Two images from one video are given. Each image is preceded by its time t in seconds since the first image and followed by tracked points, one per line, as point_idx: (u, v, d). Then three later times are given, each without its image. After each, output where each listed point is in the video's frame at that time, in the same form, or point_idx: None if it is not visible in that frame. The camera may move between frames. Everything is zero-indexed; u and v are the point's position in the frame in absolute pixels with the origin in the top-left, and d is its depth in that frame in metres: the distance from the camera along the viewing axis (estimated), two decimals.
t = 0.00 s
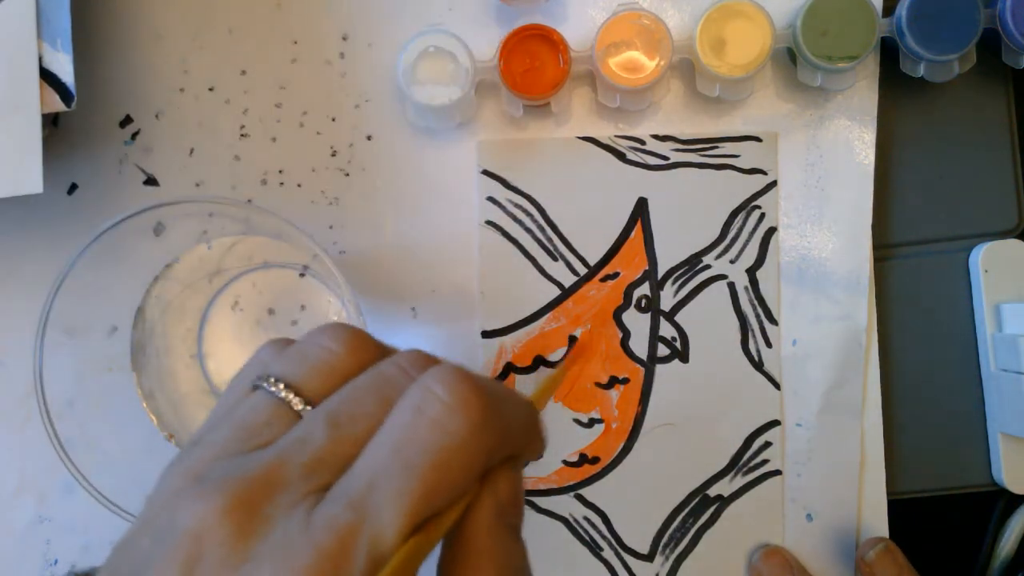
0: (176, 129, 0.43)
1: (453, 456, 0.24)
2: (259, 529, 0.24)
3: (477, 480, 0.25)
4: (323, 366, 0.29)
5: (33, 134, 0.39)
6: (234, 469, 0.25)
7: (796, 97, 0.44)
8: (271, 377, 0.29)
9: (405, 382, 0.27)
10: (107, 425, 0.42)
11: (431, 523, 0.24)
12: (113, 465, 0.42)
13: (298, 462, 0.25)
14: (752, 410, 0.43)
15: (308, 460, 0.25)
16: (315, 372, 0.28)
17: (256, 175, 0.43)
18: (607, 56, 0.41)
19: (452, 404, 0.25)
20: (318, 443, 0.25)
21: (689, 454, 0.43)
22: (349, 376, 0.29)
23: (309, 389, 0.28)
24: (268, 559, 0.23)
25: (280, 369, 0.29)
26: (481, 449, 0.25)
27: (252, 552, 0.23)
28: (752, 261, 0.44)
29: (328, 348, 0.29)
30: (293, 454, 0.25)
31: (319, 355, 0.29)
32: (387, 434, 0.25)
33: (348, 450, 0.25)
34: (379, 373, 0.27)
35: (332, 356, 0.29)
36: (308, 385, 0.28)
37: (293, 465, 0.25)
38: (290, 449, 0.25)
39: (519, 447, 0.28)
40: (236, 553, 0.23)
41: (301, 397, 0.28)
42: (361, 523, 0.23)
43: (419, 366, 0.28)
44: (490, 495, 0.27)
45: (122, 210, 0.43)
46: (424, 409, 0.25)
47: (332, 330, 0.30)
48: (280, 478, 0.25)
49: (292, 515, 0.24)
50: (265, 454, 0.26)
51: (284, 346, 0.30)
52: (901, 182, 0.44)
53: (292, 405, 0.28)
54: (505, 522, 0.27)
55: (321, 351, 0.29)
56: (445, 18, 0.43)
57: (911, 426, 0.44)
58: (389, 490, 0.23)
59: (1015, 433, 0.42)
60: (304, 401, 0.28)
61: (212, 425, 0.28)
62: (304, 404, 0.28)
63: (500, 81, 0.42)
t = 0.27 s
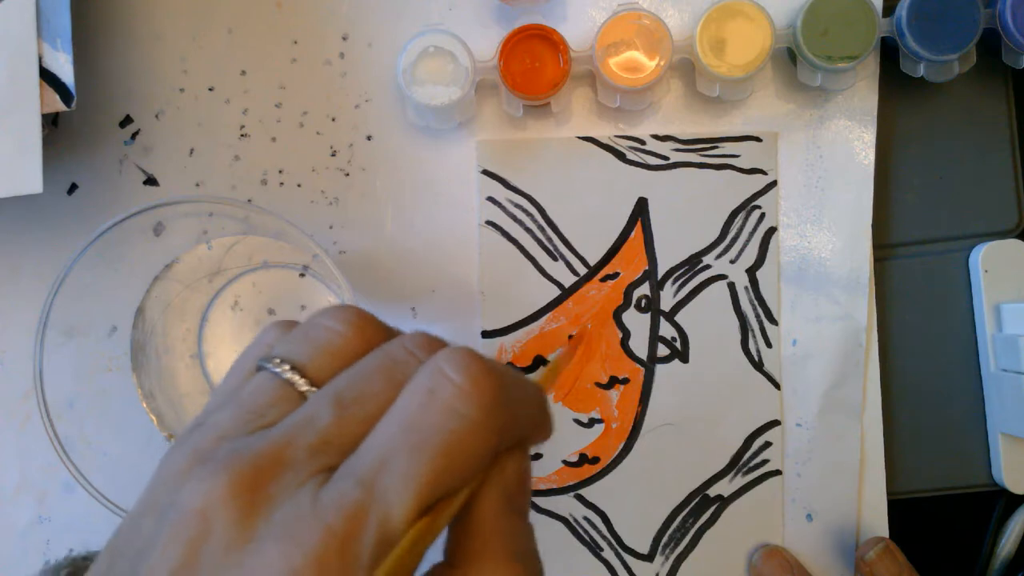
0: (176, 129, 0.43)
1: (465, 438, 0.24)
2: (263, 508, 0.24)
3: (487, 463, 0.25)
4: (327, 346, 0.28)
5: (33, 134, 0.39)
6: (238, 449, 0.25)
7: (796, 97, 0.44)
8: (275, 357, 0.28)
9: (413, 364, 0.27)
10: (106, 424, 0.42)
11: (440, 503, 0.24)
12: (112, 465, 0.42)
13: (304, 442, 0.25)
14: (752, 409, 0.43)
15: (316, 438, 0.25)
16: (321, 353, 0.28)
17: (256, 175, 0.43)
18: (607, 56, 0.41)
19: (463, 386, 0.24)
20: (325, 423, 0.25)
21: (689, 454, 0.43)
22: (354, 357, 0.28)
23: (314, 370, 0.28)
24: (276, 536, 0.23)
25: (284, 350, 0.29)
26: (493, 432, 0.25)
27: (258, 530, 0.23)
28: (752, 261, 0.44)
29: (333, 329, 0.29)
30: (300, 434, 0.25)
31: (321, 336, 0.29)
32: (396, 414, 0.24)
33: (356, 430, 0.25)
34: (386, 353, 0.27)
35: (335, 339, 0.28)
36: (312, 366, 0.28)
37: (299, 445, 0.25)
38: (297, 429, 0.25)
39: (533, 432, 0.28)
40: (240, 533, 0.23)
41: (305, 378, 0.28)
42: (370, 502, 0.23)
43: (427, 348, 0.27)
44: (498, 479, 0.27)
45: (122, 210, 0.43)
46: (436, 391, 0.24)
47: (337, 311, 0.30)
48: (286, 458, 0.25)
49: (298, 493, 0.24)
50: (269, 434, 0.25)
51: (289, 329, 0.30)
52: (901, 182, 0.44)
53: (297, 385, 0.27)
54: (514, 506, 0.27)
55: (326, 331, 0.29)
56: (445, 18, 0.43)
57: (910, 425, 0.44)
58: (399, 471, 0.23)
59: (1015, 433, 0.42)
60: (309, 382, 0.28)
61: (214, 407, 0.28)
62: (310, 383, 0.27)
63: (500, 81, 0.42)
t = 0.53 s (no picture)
0: (176, 129, 0.43)
1: (481, 426, 0.23)
2: (274, 495, 0.23)
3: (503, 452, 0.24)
4: (338, 334, 0.28)
5: (33, 134, 0.39)
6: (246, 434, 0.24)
7: (796, 97, 0.44)
8: (286, 344, 0.28)
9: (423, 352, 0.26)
10: (106, 424, 0.42)
11: (453, 494, 0.23)
12: (112, 464, 0.42)
13: (316, 429, 0.24)
14: (752, 409, 0.43)
15: (327, 425, 0.24)
16: (331, 340, 0.28)
17: (256, 175, 0.43)
18: (607, 56, 0.41)
19: (478, 373, 0.24)
20: (335, 409, 0.24)
21: (689, 454, 0.43)
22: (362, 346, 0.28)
23: (324, 356, 0.28)
24: (286, 524, 0.22)
25: (295, 335, 0.28)
26: (510, 420, 0.24)
27: (267, 517, 0.22)
28: (752, 261, 0.44)
29: (344, 317, 0.29)
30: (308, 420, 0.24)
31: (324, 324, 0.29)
32: (409, 401, 0.24)
33: (366, 418, 0.24)
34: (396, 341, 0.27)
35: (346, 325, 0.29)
36: (323, 352, 0.28)
37: (309, 432, 0.24)
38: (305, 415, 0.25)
39: (548, 421, 0.28)
40: (250, 518, 0.22)
41: (316, 364, 0.27)
42: (385, 491, 0.22)
43: (438, 338, 0.27)
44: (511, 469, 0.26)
45: (122, 210, 0.43)
46: (450, 379, 0.24)
47: (347, 299, 0.30)
48: (296, 444, 0.24)
49: (310, 482, 0.23)
50: (280, 420, 0.25)
51: (297, 314, 0.30)
52: (901, 182, 0.44)
53: (307, 370, 0.27)
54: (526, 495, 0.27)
55: (337, 319, 0.29)
56: (445, 17, 0.43)
57: (911, 425, 0.44)
58: (413, 459, 0.22)
59: (1015, 433, 0.42)
60: (319, 367, 0.27)
61: (223, 391, 0.27)
62: (321, 370, 0.27)
63: (500, 80, 0.42)
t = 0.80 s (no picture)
0: (176, 129, 0.43)
1: (452, 424, 0.24)
2: (245, 492, 0.24)
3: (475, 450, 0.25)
4: (308, 325, 0.28)
5: (33, 134, 0.39)
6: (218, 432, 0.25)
7: (795, 97, 0.44)
8: (255, 337, 0.28)
9: (396, 344, 0.27)
10: (106, 424, 0.42)
11: (426, 491, 0.24)
12: (113, 464, 0.42)
13: (286, 424, 0.25)
14: (752, 409, 0.43)
15: (299, 421, 0.25)
16: (302, 332, 0.28)
17: (256, 176, 0.43)
18: (607, 56, 0.41)
19: (453, 371, 0.25)
20: (307, 404, 0.25)
21: (689, 454, 0.43)
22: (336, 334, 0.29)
23: (294, 348, 0.28)
24: (257, 521, 0.23)
25: (265, 328, 0.28)
26: (482, 418, 0.25)
27: (236, 515, 0.23)
28: (752, 261, 0.44)
29: (316, 307, 0.29)
30: (286, 411, 0.25)
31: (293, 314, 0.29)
32: (383, 400, 0.25)
33: (340, 412, 0.25)
34: (368, 333, 0.27)
35: (318, 315, 0.29)
36: (293, 344, 0.28)
37: (279, 427, 0.25)
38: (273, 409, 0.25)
39: (519, 419, 0.28)
40: (221, 515, 0.23)
41: (285, 357, 0.28)
42: (356, 488, 0.23)
43: (413, 328, 0.28)
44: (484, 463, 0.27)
45: (122, 210, 0.43)
46: (424, 376, 0.25)
47: (319, 288, 0.30)
48: (266, 440, 0.24)
49: (281, 478, 0.24)
50: (249, 416, 0.25)
51: (269, 306, 0.30)
52: (901, 182, 0.44)
53: (277, 363, 0.27)
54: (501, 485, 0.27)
55: (307, 310, 0.29)
56: (445, 17, 0.43)
57: (911, 425, 0.44)
58: (385, 457, 0.23)
59: (1015, 433, 0.42)
60: (289, 360, 0.28)
61: (197, 388, 0.28)
62: (290, 363, 0.27)
63: (500, 81, 0.42)
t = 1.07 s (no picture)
0: (176, 129, 0.43)
1: (444, 417, 0.24)
2: (230, 488, 0.24)
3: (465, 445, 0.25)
4: (293, 318, 0.28)
5: (33, 134, 0.39)
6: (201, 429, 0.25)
7: (795, 97, 0.44)
8: (236, 329, 0.28)
9: (385, 337, 0.27)
10: (106, 424, 0.42)
11: (419, 485, 0.24)
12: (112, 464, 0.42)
13: (270, 419, 0.25)
14: (752, 409, 0.43)
15: (283, 416, 0.25)
16: (285, 325, 0.28)
17: (256, 176, 0.43)
18: (607, 56, 0.41)
19: (444, 364, 0.25)
20: (291, 399, 0.25)
21: (689, 454, 0.43)
22: (320, 327, 0.28)
23: (279, 342, 0.28)
24: (244, 516, 0.23)
25: (248, 321, 0.28)
26: (472, 412, 0.25)
27: (222, 512, 0.23)
28: (752, 261, 0.44)
29: (298, 300, 0.29)
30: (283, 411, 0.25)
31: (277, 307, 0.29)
32: (373, 393, 0.25)
33: (328, 407, 0.25)
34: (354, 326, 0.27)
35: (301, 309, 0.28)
36: (277, 338, 0.28)
37: (264, 422, 0.25)
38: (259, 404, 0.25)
39: (508, 414, 0.28)
40: (205, 514, 0.23)
41: (269, 349, 0.28)
42: (344, 483, 0.23)
43: (401, 320, 0.28)
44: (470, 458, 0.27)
45: (122, 210, 0.43)
46: (417, 370, 0.25)
47: (302, 280, 0.29)
48: (250, 435, 0.25)
49: (267, 474, 0.24)
50: (235, 411, 0.26)
51: (252, 297, 0.30)
52: (901, 182, 0.44)
53: (260, 356, 0.28)
54: (489, 477, 0.28)
55: (289, 301, 0.29)
56: (445, 17, 0.43)
57: (910, 425, 0.44)
58: (374, 451, 0.24)
59: (1015, 433, 0.42)
60: (274, 353, 0.28)
61: (177, 384, 0.28)
62: (274, 355, 0.28)
63: (500, 81, 0.42)
